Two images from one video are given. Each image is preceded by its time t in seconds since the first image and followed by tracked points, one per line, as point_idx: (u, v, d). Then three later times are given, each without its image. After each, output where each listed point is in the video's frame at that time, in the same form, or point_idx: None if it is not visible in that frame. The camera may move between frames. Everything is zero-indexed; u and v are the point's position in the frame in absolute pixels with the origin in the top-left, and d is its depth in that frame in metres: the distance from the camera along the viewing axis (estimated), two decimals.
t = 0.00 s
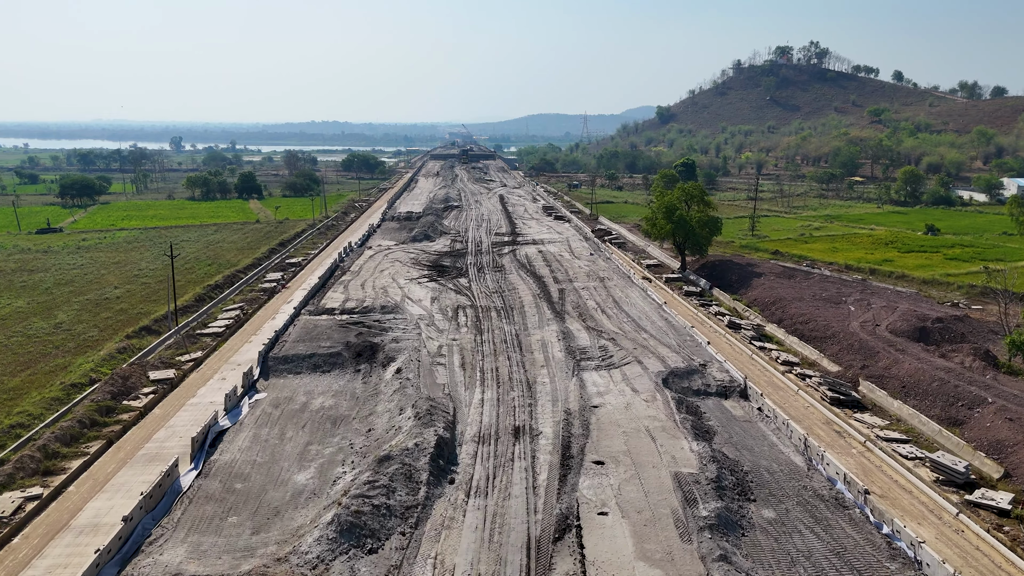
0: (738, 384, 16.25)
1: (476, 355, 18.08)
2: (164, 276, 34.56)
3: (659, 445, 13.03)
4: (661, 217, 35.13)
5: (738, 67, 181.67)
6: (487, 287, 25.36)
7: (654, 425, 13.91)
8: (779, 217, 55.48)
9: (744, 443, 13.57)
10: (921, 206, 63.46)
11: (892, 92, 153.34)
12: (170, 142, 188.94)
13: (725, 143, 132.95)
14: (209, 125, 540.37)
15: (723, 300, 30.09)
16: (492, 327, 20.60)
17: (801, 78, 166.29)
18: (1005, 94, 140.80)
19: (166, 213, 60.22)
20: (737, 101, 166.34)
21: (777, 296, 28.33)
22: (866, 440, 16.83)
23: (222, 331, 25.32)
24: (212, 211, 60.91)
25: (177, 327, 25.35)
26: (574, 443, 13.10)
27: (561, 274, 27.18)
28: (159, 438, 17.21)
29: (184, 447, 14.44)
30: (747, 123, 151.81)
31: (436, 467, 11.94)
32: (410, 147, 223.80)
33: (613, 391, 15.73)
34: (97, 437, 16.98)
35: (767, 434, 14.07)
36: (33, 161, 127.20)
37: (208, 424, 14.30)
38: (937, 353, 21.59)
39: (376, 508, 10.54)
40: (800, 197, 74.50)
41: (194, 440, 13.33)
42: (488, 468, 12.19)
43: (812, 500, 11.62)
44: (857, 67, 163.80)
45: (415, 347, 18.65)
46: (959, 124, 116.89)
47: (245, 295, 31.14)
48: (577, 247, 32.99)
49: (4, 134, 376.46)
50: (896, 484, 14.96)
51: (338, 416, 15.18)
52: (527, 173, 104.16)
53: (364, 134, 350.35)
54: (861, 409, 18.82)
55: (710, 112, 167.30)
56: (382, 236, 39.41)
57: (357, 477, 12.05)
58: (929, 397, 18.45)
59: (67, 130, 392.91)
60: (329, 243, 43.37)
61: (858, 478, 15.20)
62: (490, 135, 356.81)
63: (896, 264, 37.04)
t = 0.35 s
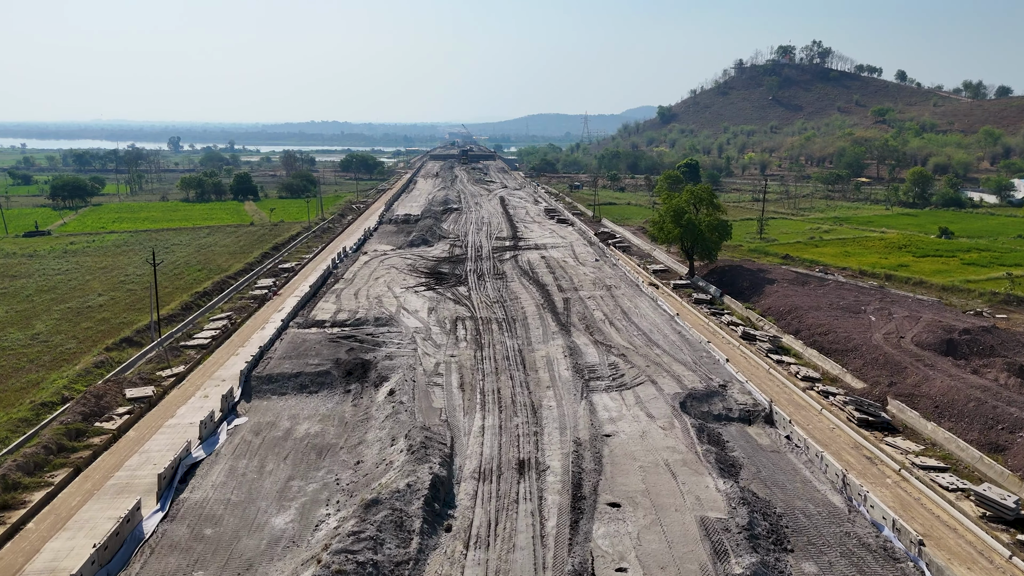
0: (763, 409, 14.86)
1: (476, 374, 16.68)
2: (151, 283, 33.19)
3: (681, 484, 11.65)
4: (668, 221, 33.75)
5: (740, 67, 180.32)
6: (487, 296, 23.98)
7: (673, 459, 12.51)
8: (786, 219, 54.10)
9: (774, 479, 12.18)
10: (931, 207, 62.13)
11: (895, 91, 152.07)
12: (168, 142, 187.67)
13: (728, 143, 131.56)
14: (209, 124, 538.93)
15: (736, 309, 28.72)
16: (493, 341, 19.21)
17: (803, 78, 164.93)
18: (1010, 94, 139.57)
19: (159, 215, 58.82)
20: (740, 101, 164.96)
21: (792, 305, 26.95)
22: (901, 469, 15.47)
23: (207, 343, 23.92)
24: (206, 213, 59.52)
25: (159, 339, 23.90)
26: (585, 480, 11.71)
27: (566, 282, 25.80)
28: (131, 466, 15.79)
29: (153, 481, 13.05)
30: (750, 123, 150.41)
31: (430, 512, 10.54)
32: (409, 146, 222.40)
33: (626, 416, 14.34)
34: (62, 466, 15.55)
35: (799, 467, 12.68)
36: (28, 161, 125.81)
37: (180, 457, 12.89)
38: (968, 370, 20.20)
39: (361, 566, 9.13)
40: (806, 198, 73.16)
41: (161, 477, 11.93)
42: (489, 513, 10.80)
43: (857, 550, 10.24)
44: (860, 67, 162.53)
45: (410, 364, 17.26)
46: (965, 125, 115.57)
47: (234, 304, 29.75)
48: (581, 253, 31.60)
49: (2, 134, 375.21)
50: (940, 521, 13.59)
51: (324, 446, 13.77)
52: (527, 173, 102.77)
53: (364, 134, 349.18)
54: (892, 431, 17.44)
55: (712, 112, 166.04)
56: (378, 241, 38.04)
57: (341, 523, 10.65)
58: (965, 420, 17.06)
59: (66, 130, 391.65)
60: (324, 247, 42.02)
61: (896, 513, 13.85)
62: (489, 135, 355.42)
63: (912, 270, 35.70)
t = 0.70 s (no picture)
0: (794, 439, 13.50)
1: (476, 397, 15.29)
2: (138, 290, 31.83)
3: (709, 533, 10.26)
4: (677, 225, 32.38)
5: (742, 66, 178.95)
6: (488, 307, 22.58)
7: (698, 500, 11.12)
8: (795, 221, 52.68)
9: (813, 525, 10.79)
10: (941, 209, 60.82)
11: (899, 91, 150.73)
12: (166, 142, 186.38)
13: (731, 143, 130.23)
14: (208, 124, 537.55)
15: (749, 318, 27.33)
16: (494, 358, 17.81)
17: (806, 77, 163.56)
18: (1016, 94, 138.25)
19: (152, 217, 57.48)
20: (742, 101, 163.62)
21: (809, 314, 25.56)
22: (942, 502, 14.13)
23: (190, 357, 22.52)
24: (200, 215, 58.18)
25: (140, 352, 22.48)
26: (600, 528, 10.33)
27: (571, 291, 24.40)
28: (97, 498, 14.41)
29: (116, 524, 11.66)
30: (752, 123, 149.06)
31: (424, 571, 9.16)
32: (409, 146, 221.18)
33: (642, 448, 12.95)
34: (21, 498, 14.16)
35: (839, 509, 11.30)
36: (24, 162, 124.51)
37: (143, 497, 11.50)
38: (1004, 388, 18.83)
39: None
40: (813, 199, 71.84)
41: (119, 524, 10.53)
42: (491, 571, 9.43)
43: None
44: (864, 66, 161.23)
45: (404, 386, 15.87)
46: (971, 125, 114.26)
47: (223, 312, 28.38)
48: (586, 259, 30.19)
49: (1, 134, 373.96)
50: (991, 565, 12.27)
51: (307, 481, 12.39)
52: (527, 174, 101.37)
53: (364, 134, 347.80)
54: (928, 458, 16.08)
55: (714, 112, 164.67)
56: (375, 245, 36.71)
57: None
58: (1008, 446, 15.69)
59: (65, 129, 390.48)
60: (319, 251, 40.67)
61: (943, 555, 12.49)
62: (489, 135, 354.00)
63: (930, 276, 34.34)
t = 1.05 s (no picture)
0: (830, 475, 12.11)
1: (476, 424, 13.89)
2: (122, 297, 30.47)
3: None
4: (686, 229, 30.96)
5: (744, 66, 177.58)
6: (489, 319, 21.20)
7: (730, 554, 9.72)
8: (803, 224, 51.33)
9: None
10: (951, 211, 59.46)
11: (903, 90, 149.40)
12: (164, 142, 184.98)
13: (734, 144, 128.87)
14: (208, 124, 536.21)
15: (763, 329, 25.95)
16: (495, 378, 16.41)
17: (809, 77, 162.22)
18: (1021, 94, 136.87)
19: (144, 219, 56.14)
20: (745, 100, 162.22)
21: (829, 325, 24.15)
22: (991, 543, 12.74)
23: (171, 373, 21.11)
24: (193, 217, 56.82)
25: (117, 367, 21.07)
26: None
27: (576, 301, 23.01)
28: (56, 538, 13.01)
29: None
30: (755, 123, 147.67)
31: None
32: (409, 146, 220.11)
33: (661, 487, 11.55)
34: None
35: (890, 564, 9.91)
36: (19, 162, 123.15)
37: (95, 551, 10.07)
38: None
39: None
40: (819, 201, 70.47)
41: None
42: None
43: None
44: (867, 66, 159.87)
45: (397, 411, 14.48)
46: (977, 124, 112.92)
47: (210, 322, 26.97)
48: (592, 265, 28.79)
49: None
50: None
51: (286, 526, 10.98)
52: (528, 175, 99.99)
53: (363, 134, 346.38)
54: (971, 490, 14.70)
55: (716, 112, 163.27)
56: (371, 250, 35.32)
57: None
58: None
59: (63, 129, 388.82)
60: (314, 256, 39.27)
61: None
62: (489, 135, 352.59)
63: (948, 282, 32.98)
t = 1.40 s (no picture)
0: (874, 521, 10.73)
1: (475, 458, 12.49)
2: (105, 305, 29.07)
3: None
4: (695, 234, 29.58)
5: (746, 65, 176.24)
6: (490, 332, 19.81)
7: None
8: (812, 227, 49.97)
9: None
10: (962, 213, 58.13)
11: (907, 90, 148.12)
12: (162, 142, 183.28)
13: (736, 144, 127.55)
14: (207, 125, 534.67)
15: (779, 341, 24.59)
16: (495, 401, 15.03)
17: (812, 76, 160.85)
18: None
19: (135, 221, 54.74)
20: (747, 100, 160.86)
21: (850, 337, 22.77)
22: None
23: (150, 391, 19.73)
24: (186, 220, 55.47)
25: (91, 385, 19.68)
26: None
27: (582, 313, 21.62)
28: None
29: None
30: (758, 123, 146.34)
31: None
32: (408, 147, 218.93)
33: (685, 537, 10.18)
34: None
35: None
36: (13, 163, 121.69)
37: None
38: None
39: None
40: (826, 202, 69.14)
41: None
42: None
43: None
44: (870, 66, 158.61)
45: (388, 442, 13.10)
46: (983, 125, 111.60)
47: (195, 332, 25.60)
48: (597, 272, 27.40)
49: None
50: None
51: None
52: (529, 176, 98.59)
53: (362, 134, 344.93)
54: (1020, 528, 13.33)
55: (718, 112, 161.91)
56: (366, 255, 33.96)
57: None
58: None
59: (61, 129, 387.58)
60: (308, 261, 37.90)
61: None
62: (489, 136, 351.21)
63: (968, 289, 31.63)
